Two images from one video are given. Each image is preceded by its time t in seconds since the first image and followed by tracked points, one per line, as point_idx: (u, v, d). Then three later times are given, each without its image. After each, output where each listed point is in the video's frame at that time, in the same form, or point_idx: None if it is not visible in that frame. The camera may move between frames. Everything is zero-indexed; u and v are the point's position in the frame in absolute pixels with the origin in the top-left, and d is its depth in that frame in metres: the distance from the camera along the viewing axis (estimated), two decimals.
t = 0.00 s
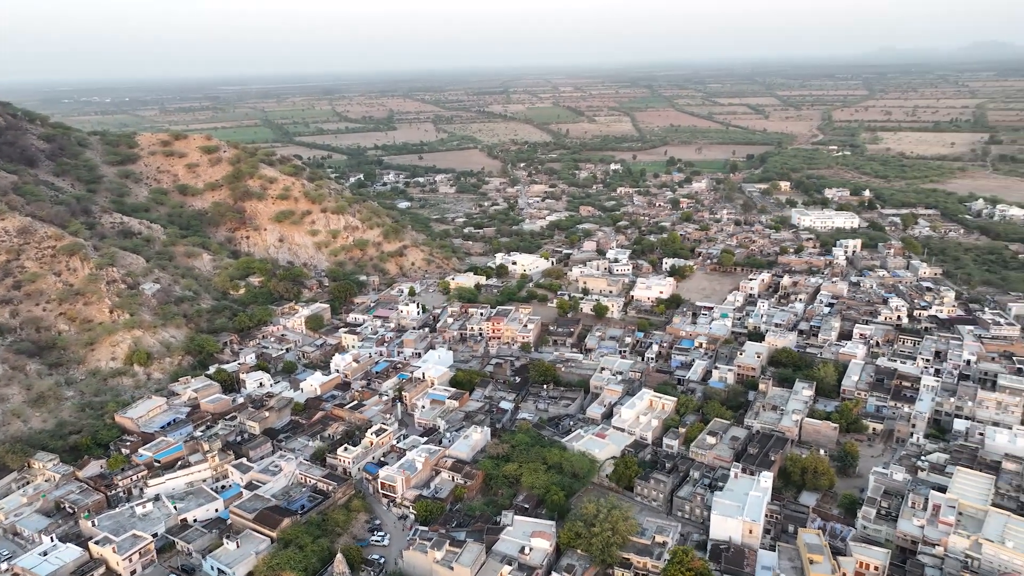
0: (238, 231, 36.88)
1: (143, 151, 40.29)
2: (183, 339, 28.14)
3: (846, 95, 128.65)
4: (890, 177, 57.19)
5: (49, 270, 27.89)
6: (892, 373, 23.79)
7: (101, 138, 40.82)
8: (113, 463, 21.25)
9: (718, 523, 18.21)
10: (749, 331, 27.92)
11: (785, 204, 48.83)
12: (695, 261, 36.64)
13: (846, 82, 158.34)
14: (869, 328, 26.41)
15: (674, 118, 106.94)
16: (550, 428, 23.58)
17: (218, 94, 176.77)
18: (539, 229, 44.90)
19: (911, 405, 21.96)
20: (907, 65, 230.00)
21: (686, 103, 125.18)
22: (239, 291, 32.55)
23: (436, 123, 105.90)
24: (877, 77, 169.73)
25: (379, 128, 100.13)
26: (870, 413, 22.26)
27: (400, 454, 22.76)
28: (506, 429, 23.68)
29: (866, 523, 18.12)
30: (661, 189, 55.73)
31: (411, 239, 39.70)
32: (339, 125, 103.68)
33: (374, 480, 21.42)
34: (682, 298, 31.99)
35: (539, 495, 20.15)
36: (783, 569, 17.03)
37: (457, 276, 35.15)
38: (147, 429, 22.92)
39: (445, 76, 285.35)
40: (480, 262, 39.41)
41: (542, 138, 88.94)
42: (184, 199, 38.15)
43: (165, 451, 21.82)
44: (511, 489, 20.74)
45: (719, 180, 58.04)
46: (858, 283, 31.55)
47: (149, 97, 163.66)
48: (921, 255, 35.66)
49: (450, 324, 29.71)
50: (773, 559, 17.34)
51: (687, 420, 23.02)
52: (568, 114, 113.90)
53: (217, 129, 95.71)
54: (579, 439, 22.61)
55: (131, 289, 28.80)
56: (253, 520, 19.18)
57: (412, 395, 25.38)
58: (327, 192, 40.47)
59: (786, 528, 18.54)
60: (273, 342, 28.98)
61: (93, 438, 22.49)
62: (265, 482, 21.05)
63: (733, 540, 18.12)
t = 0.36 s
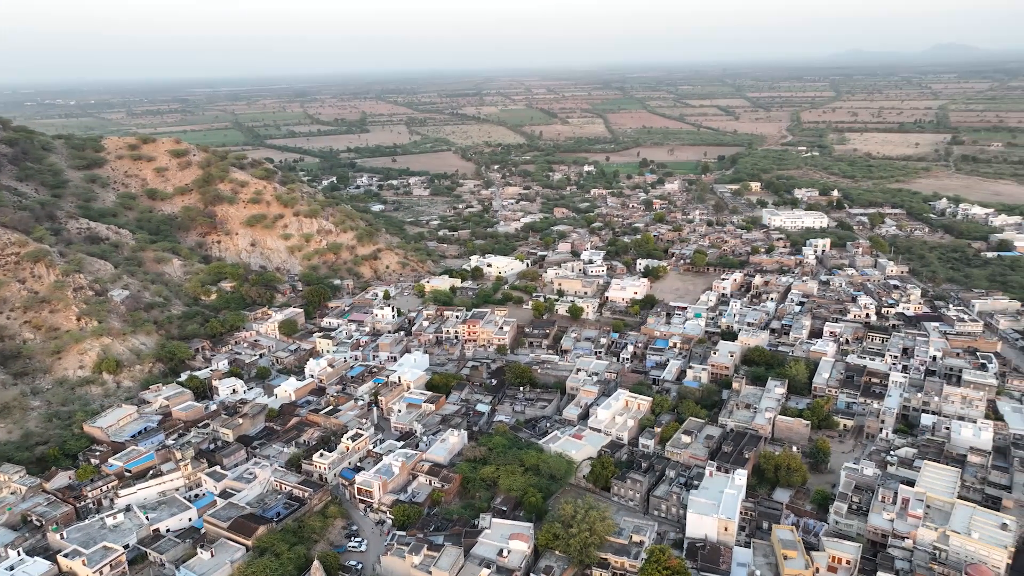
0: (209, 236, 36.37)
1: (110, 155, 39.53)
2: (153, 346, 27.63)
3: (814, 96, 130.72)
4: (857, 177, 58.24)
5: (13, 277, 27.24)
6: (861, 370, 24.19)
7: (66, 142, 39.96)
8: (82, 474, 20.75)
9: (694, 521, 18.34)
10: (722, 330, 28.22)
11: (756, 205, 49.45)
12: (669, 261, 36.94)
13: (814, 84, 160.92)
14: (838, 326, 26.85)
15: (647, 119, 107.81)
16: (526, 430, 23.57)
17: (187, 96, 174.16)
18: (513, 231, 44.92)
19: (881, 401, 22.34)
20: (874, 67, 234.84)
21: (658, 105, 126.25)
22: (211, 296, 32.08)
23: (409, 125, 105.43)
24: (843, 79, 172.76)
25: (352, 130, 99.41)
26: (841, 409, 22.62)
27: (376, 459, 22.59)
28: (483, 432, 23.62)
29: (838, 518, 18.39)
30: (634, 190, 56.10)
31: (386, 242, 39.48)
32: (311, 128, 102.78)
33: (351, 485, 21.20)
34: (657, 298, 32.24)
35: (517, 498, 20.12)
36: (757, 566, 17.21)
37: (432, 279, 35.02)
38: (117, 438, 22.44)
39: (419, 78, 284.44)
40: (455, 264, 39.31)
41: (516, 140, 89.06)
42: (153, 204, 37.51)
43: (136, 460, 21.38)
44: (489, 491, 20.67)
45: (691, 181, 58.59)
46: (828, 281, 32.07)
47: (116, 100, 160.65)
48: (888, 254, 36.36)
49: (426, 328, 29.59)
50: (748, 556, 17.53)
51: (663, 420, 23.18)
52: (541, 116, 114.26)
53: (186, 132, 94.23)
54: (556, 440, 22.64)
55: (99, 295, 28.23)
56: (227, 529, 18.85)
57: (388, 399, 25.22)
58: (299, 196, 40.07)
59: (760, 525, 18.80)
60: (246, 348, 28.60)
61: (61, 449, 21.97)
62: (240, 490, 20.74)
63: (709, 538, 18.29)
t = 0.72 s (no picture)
0: (177, 240, 35.74)
1: (73, 159, 38.63)
2: (121, 353, 27.06)
3: (781, 98, 132.65)
4: (824, 177, 59.25)
5: None
6: (830, 367, 24.59)
7: (27, 145, 38.95)
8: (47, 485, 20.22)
9: (669, 520, 18.48)
10: (694, 330, 28.49)
11: (726, 205, 50.06)
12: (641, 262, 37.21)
13: (781, 85, 163.31)
14: (807, 324, 27.28)
15: (618, 121, 108.53)
16: (502, 432, 23.55)
17: (153, 98, 171.28)
18: (487, 233, 44.87)
19: (849, 397, 22.72)
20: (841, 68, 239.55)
21: (630, 106, 127.18)
22: (180, 302, 31.54)
23: (381, 127, 104.81)
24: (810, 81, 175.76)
25: (322, 132, 98.51)
26: (811, 406, 22.95)
27: (352, 464, 22.38)
28: (459, 435, 23.55)
29: (809, 513, 18.66)
30: (606, 191, 56.41)
31: (358, 246, 39.21)
32: (280, 130, 101.58)
33: (326, 491, 20.98)
34: (630, 299, 32.45)
35: (493, 500, 20.07)
36: (732, 562, 17.38)
37: (406, 282, 34.84)
38: (85, 448, 21.93)
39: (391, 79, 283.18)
40: (428, 267, 39.14)
41: (488, 142, 89.04)
42: (120, 208, 36.76)
43: (105, 470, 20.93)
44: (465, 494, 20.58)
45: (662, 181, 59.07)
46: (797, 280, 32.57)
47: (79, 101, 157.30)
48: (855, 252, 37.07)
49: (400, 331, 29.43)
50: (722, 552, 17.70)
51: (637, 419, 23.33)
52: (513, 118, 114.43)
53: (153, 135, 92.50)
54: (532, 442, 22.65)
55: (64, 303, 27.60)
56: (200, 538, 18.53)
57: (362, 404, 25.02)
58: (269, 200, 39.58)
59: (734, 522, 19.04)
60: (217, 354, 28.19)
61: (25, 460, 21.40)
62: (212, 498, 20.40)
63: (684, 536, 18.43)
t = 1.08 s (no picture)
0: (149, 244, 35.16)
1: (39, 161, 37.79)
2: (92, 359, 26.55)
3: (754, 97, 134.20)
4: (796, 176, 60.07)
5: None
6: (803, 363, 24.92)
7: None
8: (17, 495, 19.77)
9: (647, 517, 18.59)
10: (670, 328, 28.71)
11: (700, 204, 50.51)
12: (617, 261, 37.41)
13: (754, 85, 165.19)
14: (781, 321, 27.63)
15: (594, 121, 108.96)
16: (480, 433, 23.51)
17: (121, 99, 168.30)
18: (463, 233, 44.77)
19: (822, 393, 23.06)
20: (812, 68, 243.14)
21: (604, 106, 127.73)
22: (152, 306, 31.03)
23: (355, 128, 104.09)
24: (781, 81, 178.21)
25: (296, 133, 97.56)
26: (785, 402, 23.25)
27: (329, 467, 22.20)
28: (437, 436, 23.48)
29: (785, 508, 18.89)
30: (582, 191, 56.60)
31: (334, 247, 38.93)
32: (253, 131, 100.38)
33: (304, 496, 20.78)
34: (606, 298, 32.61)
35: (472, 501, 20.04)
36: (709, 558, 17.52)
37: (382, 284, 34.64)
38: (55, 457, 21.48)
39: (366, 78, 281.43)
40: (405, 268, 38.97)
41: (464, 142, 88.87)
42: (89, 212, 36.07)
43: (76, 479, 20.51)
44: (444, 496, 20.52)
45: (637, 181, 59.44)
46: (771, 278, 32.98)
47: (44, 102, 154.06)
48: (826, 250, 37.62)
49: (377, 333, 29.26)
50: (700, 549, 17.87)
51: (615, 418, 23.44)
52: (489, 118, 114.35)
53: (121, 136, 90.80)
54: (510, 442, 22.65)
55: (32, 308, 27.01)
56: (175, 546, 18.25)
57: (339, 407, 24.84)
58: (243, 202, 39.09)
59: (711, 518, 19.22)
60: (191, 358, 27.79)
61: None
62: (187, 505, 20.11)
63: (662, 533, 18.54)
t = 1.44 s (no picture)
0: (116, 248, 34.44)
1: None
2: (57, 365, 25.93)
3: (724, 97, 135.82)
4: (765, 174, 60.85)
5: None
6: (774, 360, 25.26)
7: None
8: None
9: (624, 516, 18.67)
10: (644, 327, 28.90)
11: (672, 203, 50.92)
12: (591, 260, 37.57)
13: (721, 85, 166.97)
14: (752, 319, 27.98)
15: (566, 120, 109.31)
16: (456, 435, 23.41)
17: (85, 100, 164.87)
18: (436, 234, 44.59)
19: (793, 389, 23.39)
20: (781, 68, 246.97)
21: (576, 106, 128.22)
22: (119, 311, 30.43)
23: (326, 128, 103.08)
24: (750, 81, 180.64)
25: (265, 134, 96.35)
26: (757, 399, 23.54)
27: (304, 472, 21.94)
28: (413, 439, 23.34)
29: (758, 503, 19.11)
30: (555, 191, 56.71)
31: (306, 249, 38.52)
32: (222, 132, 98.93)
33: (278, 501, 20.51)
34: (580, 298, 32.73)
35: (449, 503, 19.95)
36: (684, 554, 17.66)
37: (356, 286, 34.35)
38: (19, 467, 20.93)
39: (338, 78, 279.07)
40: (378, 270, 38.70)
41: (436, 143, 88.54)
42: (52, 216, 35.27)
43: (42, 489, 20.00)
44: (421, 498, 20.40)
45: (610, 181, 59.75)
46: (742, 276, 33.38)
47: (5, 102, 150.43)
48: (795, 248, 38.20)
49: (351, 336, 29.02)
50: (675, 545, 18.02)
51: (590, 417, 23.52)
52: (461, 118, 114.09)
53: (85, 138, 88.81)
54: (486, 443, 22.59)
55: None
56: (147, 555, 17.88)
57: (313, 411, 24.58)
58: (212, 204, 38.46)
59: (686, 514, 19.36)
60: (161, 364, 27.28)
61: None
62: (159, 513, 19.73)
63: (638, 530, 18.63)
